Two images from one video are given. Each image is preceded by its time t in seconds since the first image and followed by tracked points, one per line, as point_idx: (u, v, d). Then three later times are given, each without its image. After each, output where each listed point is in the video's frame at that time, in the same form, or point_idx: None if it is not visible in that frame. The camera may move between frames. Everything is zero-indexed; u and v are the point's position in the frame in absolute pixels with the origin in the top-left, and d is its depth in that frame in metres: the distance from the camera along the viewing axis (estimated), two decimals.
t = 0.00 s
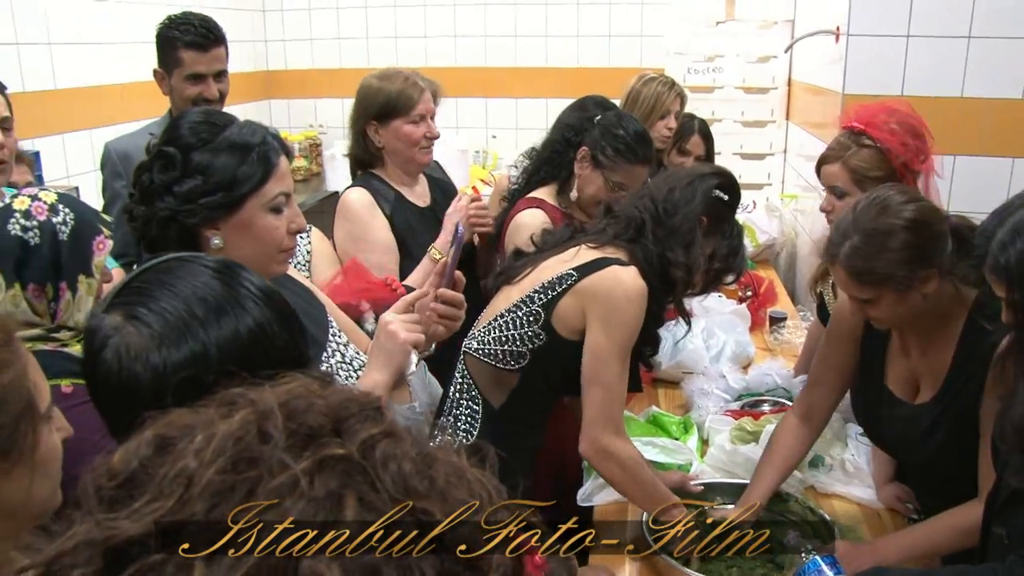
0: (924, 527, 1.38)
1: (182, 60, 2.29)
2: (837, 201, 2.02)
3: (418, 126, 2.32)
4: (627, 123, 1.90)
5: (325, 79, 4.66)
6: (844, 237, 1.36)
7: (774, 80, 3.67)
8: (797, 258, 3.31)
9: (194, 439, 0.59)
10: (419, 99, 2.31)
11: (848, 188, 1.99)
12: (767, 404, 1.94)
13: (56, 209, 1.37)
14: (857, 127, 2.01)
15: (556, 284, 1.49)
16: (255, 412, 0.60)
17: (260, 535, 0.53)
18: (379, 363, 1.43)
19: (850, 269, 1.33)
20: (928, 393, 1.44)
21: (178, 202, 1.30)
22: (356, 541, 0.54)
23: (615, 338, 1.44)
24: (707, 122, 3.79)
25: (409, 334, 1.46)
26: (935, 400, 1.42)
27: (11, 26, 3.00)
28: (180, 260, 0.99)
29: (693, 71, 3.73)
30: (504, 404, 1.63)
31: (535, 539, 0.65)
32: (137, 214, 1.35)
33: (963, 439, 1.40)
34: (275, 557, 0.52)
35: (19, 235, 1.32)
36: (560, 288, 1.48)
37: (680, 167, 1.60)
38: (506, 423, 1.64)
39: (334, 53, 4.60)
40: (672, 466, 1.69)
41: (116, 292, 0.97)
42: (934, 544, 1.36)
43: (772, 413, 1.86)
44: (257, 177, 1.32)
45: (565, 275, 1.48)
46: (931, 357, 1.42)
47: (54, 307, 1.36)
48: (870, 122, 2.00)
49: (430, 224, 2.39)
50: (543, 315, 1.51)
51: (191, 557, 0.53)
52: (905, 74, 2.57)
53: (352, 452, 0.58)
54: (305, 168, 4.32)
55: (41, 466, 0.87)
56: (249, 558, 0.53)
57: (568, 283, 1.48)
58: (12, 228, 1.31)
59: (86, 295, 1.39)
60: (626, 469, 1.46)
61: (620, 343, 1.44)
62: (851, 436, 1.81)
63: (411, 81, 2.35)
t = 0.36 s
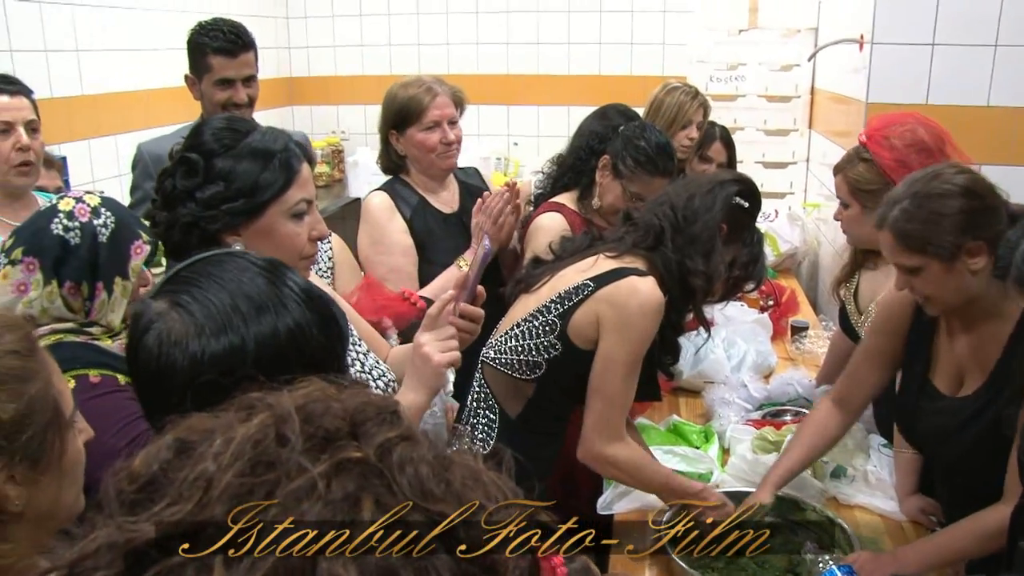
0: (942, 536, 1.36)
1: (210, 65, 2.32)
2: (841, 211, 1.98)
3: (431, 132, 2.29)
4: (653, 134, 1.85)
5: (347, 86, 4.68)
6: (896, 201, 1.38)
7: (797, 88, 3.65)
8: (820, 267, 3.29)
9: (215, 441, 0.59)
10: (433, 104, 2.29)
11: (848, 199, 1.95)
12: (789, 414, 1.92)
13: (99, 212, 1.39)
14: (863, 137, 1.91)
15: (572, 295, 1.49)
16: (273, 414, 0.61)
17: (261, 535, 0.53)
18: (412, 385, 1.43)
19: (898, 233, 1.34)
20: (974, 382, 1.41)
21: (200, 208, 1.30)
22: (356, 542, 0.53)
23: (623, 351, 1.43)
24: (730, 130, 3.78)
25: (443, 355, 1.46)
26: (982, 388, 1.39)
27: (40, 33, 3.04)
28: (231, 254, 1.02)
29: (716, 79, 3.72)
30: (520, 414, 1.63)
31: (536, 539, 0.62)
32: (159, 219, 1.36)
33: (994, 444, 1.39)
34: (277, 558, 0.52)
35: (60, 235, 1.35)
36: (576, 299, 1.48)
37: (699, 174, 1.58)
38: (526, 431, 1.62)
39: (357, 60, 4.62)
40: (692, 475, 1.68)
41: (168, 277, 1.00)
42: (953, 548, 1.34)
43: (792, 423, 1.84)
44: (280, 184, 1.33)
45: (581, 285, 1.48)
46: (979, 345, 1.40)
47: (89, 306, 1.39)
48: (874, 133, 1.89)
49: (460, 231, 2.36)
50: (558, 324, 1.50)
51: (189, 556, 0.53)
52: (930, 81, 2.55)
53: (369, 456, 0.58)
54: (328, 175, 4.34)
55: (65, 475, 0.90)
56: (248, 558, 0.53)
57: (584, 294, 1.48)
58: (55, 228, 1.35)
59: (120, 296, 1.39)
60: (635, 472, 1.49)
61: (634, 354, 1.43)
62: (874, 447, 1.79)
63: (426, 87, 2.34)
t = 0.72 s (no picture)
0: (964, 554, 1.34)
1: (238, 70, 2.34)
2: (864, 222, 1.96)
3: (455, 140, 2.29)
4: (671, 140, 1.85)
5: (371, 92, 4.71)
6: (937, 224, 1.34)
7: (822, 96, 3.63)
8: (844, 275, 3.26)
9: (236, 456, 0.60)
10: (451, 115, 2.29)
11: (868, 210, 1.91)
12: (812, 424, 1.91)
13: (129, 213, 1.41)
14: (880, 148, 1.88)
15: (592, 302, 1.49)
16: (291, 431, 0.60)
17: (260, 536, 0.54)
18: (435, 391, 1.43)
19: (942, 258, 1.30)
20: (1009, 396, 1.38)
21: (217, 218, 1.31)
22: (356, 541, 0.53)
23: (662, 363, 1.42)
24: (754, 137, 3.77)
25: (466, 359, 1.45)
26: (1015, 403, 1.36)
27: (69, 39, 3.08)
28: (285, 255, 1.00)
29: (740, 87, 3.72)
30: (539, 421, 1.62)
31: (536, 539, 0.60)
32: (172, 229, 1.36)
33: None
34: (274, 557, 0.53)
35: (90, 236, 1.37)
36: (597, 306, 1.48)
37: (721, 182, 1.59)
38: (543, 438, 1.62)
39: (382, 66, 4.65)
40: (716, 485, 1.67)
41: (222, 274, 0.99)
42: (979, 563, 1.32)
43: (817, 433, 1.83)
44: (298, 193, 1.34)
45: (601, 293, 1.47)
46: (1014, 358, 1.36)
47: (115, 305, 1.40)
48: (891, 144, 1.86)
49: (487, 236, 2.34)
50: (578, 333, 1.50)
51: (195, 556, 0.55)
52: (958, 89, 2.53)
53: (390, 475, 0.58)
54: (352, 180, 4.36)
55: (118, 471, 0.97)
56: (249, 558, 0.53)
57: (604, 301, 1.47)
58: (85, 229, 1.37)
59: (146, 297, 1.43)
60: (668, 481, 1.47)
61: (661, 366, 1.42)
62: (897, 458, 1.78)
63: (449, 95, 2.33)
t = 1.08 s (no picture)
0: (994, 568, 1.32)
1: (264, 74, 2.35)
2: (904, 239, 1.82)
3: (487, 144, 2.29)
4: (700, 146, 1.85)
5: (398, 96, 4.73)
6: (963, 248, 1.30)
7: (851, 101, 3.61)
8: (872, 283, 3.23)
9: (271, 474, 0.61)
10: (487, 118, 2.29)
11: (906, 225, 1.78)
12: (839, 431, 1.89)
13: (154, 216, 1.51)
14: (897, 164, 1.82)
15: (620, 306, 1.48)
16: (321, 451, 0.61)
17: (260, 536, 0.58)
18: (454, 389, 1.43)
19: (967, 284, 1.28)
20: None
21: (241, 220, 1.32)
22: (357, 542, 0.56)
23: (684, 363, 1.42)
24: (781, 143, 3.74)
25: (481, 359, 1.45)
26: None
27: (101, 43, 3.12)
28: (353, 257, 0.99)
29: (768, 92, 3.69)
30: (566, 426, 1.61)
31: (536, 539, 0.60)
32: (197, 233, 1.38)
33: None
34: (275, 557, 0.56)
35: (116, 237, 1.46)
36: (625, 310, 1.47)
37: (748, 189, 1.59)
38: (571, 446, 1.61)
39: (409, 70, 4.66)
40: (740, 491, 1.65)
41: (289, 270, 0.99)
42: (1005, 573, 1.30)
43: (843, 441, 1.81)
44: (319, 196, 1.33)
45: (629, 296, 1.47)
46: None
47: (140, 305, 1.50)
48: (908, 157, 1.81)
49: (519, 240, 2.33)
50: (607, 338, 1.50)
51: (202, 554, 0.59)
52: (989, 94, 2.50)
53: (422, 495, 0.60)
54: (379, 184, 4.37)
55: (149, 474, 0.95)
56: (250, 558, 0.57)
57: (633, 305, 1.47)
58: (112, 231, 1.46)
59: (169, 298, 1.52)
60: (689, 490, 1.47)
61: (683, 366, 1.42)
62: (925, 467, 1.75)
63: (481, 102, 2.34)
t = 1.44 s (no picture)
0: None
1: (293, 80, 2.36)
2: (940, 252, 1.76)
3: (506, 149, 2.29)
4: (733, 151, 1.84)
5: (422, 99, 4.74)
6: (993, 259, 1.29)
7: (878, 106, 3.58)
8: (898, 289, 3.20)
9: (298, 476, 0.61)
10: (506, 123, 2.30)
11: (943, 235, 1.73)
12: (864, 437, 1.88)
13: (178, 217, 1.51)
14: (921, 175, 1.78)
15: (645, 310, 1.48)
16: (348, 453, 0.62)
17: (261, 535, 0.60)
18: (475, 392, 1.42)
19: (999, 296, 1.26)
20: None
21: (277, 212, 1.34)
22: (357, 542, 0.57)
23: (704, 366, 1.42)
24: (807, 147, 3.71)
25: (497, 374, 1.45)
26: None
27: (129, 45, 3.16)
28: (417, 259, 0.94)
29: (794, 96, 3.68)
30: (590, 430, 1.60)
31: (536, 539, 0.59)
32: (241, 220, 1.42)
33: None
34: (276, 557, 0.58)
35: (140, 237, 1.47)
36: (650, 314, 1.47)
37: (772, 193, 1.58)
38: (595, 450, 1.60)
39: (433, 73, 4.68)
40: (763, 497, 1.64)
41: (353, 267, 0.95)
42: None
43: (869, 448, 1.80)
44: (353, 187, 1.32)
45: (655, 301, 1.47)
46: None
47: (163, 305, 1.51)
48: (932, 167, 1.77)
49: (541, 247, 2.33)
50: (632, 342, 1.49)
51: (211, 553, 0.61)
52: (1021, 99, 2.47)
53: (446, 499, 0.60)
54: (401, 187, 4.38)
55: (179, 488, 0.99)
56: (252, 556, 0.59)
57: (658, 309, 1.46)
58: (135, 231, 1.47)
59: (192, 298, 1.52)
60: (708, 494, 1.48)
61: (701, 371, 1.42)
62: (953, 476, 1.72)
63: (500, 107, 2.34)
